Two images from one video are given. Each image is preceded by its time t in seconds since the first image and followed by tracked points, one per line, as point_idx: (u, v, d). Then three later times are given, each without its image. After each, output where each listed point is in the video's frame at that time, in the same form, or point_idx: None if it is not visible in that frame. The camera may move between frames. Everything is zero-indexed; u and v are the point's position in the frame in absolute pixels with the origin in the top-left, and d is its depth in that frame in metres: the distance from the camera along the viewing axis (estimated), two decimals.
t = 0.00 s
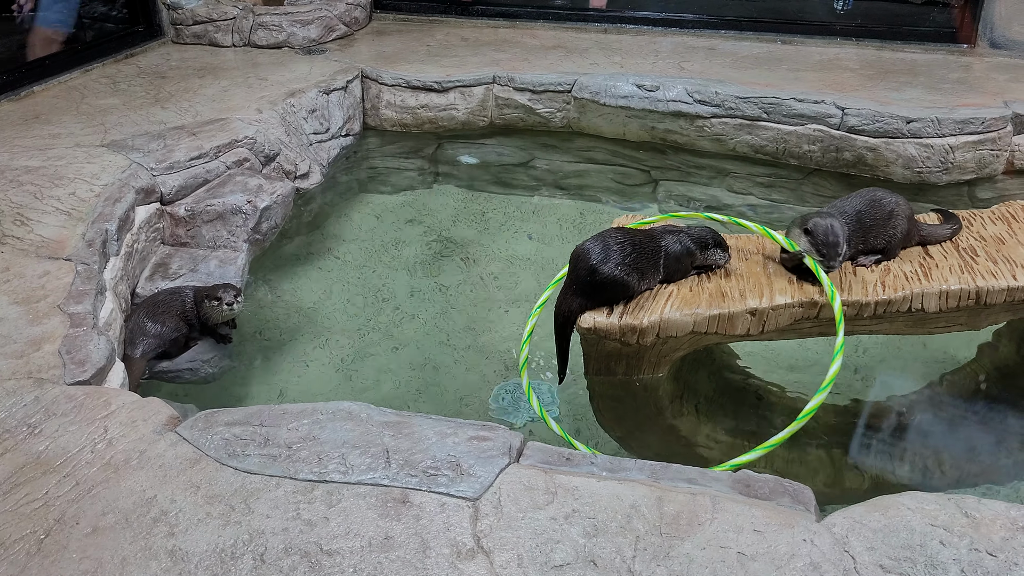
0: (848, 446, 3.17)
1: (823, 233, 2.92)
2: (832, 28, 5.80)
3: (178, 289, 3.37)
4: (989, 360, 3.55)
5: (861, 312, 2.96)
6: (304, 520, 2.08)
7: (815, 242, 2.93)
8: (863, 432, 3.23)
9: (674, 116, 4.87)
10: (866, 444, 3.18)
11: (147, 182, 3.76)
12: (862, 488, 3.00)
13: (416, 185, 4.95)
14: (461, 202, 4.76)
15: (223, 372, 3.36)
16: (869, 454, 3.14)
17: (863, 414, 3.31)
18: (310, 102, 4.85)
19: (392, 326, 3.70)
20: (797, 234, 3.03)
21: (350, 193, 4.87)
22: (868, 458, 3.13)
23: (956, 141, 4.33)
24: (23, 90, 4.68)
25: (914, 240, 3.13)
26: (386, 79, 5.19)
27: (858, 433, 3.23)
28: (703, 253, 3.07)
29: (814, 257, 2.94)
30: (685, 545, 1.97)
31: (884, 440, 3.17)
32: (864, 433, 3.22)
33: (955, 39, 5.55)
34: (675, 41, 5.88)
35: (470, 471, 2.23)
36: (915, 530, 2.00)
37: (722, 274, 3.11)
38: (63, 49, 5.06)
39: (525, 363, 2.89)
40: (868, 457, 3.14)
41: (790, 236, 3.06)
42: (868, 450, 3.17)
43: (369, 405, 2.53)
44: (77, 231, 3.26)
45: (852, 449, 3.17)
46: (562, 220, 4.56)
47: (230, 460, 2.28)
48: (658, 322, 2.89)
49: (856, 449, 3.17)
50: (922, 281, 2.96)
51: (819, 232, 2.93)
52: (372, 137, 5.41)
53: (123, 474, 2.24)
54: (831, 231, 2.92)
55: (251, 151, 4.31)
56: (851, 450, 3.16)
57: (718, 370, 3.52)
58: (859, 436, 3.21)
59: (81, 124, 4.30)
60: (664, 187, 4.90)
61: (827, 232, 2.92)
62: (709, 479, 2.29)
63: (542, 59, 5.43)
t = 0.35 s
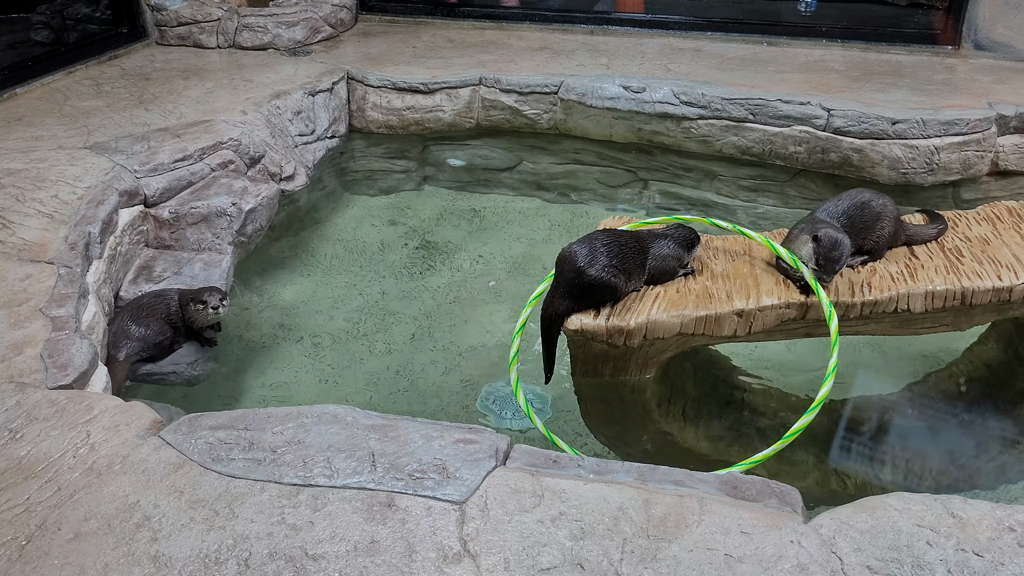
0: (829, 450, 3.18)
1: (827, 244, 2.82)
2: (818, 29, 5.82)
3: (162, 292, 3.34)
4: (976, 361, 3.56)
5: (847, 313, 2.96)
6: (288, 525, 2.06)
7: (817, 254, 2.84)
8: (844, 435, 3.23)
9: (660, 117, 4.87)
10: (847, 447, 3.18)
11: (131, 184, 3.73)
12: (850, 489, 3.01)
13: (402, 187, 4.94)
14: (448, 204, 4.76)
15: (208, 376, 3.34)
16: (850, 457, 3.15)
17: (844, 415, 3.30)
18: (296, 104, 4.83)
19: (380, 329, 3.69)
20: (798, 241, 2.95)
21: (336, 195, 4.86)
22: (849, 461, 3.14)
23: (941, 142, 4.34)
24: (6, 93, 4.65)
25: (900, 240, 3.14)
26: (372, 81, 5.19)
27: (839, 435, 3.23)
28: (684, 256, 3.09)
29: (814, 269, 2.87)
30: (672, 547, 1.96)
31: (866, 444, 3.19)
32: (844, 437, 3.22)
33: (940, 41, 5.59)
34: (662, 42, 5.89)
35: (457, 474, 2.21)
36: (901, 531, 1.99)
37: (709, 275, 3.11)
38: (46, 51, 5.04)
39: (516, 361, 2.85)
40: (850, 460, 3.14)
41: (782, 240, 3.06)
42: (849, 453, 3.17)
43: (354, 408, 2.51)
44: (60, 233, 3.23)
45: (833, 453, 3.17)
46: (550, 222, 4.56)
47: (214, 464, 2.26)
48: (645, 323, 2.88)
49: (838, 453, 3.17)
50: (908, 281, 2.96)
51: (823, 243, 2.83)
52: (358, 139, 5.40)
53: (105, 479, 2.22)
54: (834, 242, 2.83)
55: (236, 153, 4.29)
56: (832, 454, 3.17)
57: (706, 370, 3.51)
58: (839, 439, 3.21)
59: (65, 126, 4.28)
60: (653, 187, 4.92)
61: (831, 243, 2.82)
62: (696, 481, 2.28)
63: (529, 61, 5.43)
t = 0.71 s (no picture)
0: (811, 449, 3.19)
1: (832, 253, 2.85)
2: (802, 31, 5.84)
3: (147, 294, 3.33)
4: (960, 359, 3.58)
5: (832, 313, 2.97)
6: (273, 528, 2.05)
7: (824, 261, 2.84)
8: (826, 435, 3.25)
9: (646, 118, 4.88)
10: (829, 447, 3.20)
11: (115, 187, 3.72)
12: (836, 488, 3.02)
13: (389, 189, 4.94)
14: (434, 206, 4.76)
15: (194, 379, 3.34)
16: (832, 458, 3.17)
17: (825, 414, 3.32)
18: (281, 106, 4.82)
19: (365, 331, 3.69)
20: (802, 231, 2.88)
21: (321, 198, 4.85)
22: (831, 461, 3.16)
23: (924, 143, 4.37)
24: None
25: (884, 240, 3.14)
26: (358, 83, 5.18)
27: (819, 436, 3.24)
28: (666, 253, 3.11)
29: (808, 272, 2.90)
30: (657, 547, 1.96)
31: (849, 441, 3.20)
32: (826, 436, 3.23)
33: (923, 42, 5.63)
34: (647, 44, 5.90)
35: (443, 476, 2.20)
36: (885, 529, 2.00)
37: (694, 276, 3.11)
38: (29, 54, 5.03)
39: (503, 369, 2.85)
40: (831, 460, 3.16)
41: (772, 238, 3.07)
42: (830, 453, 3.19)
43: (339, 410, 2.50)
44: (43, 237, 3.22)
45: (815, 453, 3.18)
46: (537, 223, 4.57)
47: (198, 468, 2.24)
48: (630, 325, 2.89)
49: (819, 452, 3.19)
50: (892, 281, 2.97)
51: (831, 252, 2.84)
52: (344, 141, 5.39)
53: (89, 483, 2.21)
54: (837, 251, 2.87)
55: (221, 155, 4.28)
56: (814, 454, 3.18)
57: (692, 371, 3.52)
58: (821, 439, 3.23)
59: (48, 129, 4.26)
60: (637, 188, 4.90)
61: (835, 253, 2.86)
62: (681, 481, 2.28)
63: (515, 62, 5.43)
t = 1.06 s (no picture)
0: (790, 446, 3.18)
1: (780, 242, 2.88)
2: (786, 31, 5.86)
3: (130, 297, 3.33)
4: (946, 358, 3.60)
5: (817, 312, 2.97)
6: (258, 530, 2.04)
7: (768, 249, 2.90)
8: (806, 432, 3.24)
9: (631, 119, 4.89)
10: (808, 445, 3.20)
11: (98, 189, 3.71)
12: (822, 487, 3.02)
13: (374, 191, 4.95)
14: (420, 208, 4.76)
15: (179, 381, 3.34)
16: (811, 455, 3.17)
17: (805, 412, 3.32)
18: (265, 107, 4.81)
19: (352, 333, 3.68)
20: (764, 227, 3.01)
21: (307, 200, 4.85)
22: (810, 458, 3.16)
23: (908, 143, 4.39)
24: None
25: (869, 240, 3.15)
26: (343, 84, 5.17)
27: (802, 431, 3.24)
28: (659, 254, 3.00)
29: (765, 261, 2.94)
30: (642, 547, 1.96)
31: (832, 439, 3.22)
32: (805, 433, 3.23)
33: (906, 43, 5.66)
34: (632, 45, 5.91)
35: (427, 477, 2.19)
36: (869, 527, 2.00)
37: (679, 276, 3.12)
38: (12, 56, 5.01)
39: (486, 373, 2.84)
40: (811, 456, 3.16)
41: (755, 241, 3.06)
42: (809, 450, 3.20)
43: (325, 412, 2.49)
44: (25, 239, 3.21)
45: (795, 450, 3.17)
46: (524, 224, 4.58)
47: (182, 471, 2.23)
48: (616, 325, 2.89)
49: (799, 450, 3.18)
50: (876, 280, 2.98)
51: (777, 242, 2.88)
52: (329, 143, 5.38)
53: (71, 487, 2.19)
54: (788, 244, 2.89)
55: (205, 157, 4.27)
56: (793, 450, 3.17)
57: (676, 371, 3.52)
58: (802, 436, 3.22)
59: (30, 131, 4.24)
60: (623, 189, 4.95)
61: (784, 245, 2.88)
62: (666, 481, 2.28)
63: (500, 63, 5.44)
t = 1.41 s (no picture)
0: (784, 441, 3.24)
1: (765, 246, 2.90)
2: (776, 33, 5.89)
3: (121, 299, 3.34)
4: (936, 357, 3.62)
5: (806, 312, 2.99)
6: (250, 532, 2.04)
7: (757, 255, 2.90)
8: (799, 426, 3.30)
9: (622, 120, 4.90)
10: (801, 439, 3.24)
11: (88, 190, 3.70)
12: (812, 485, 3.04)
13: (365, 193, 4.95)
14: (411, 209, 4.77)
15: (170, 384, 3.34)
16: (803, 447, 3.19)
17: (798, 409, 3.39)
18: (256, 109, 4.81)
19: (343, 335, 3.68)
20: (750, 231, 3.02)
21: (298, 202, 4.85)
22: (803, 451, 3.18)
23: (897, 143, 4.42)
24: None
25: (859, 240, 3.17)
26: (334, 86, 5.16)
27: (793, 428, 3.30)
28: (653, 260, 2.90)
29: (764, 266, 2.90)
30: (634, 546, 1.97)
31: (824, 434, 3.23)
32: (799, 428, 3.29)
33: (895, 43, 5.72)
34: (622, 46, 5.93)
35: (419, 478, 2.20)
36: (859, 526, 2.02)
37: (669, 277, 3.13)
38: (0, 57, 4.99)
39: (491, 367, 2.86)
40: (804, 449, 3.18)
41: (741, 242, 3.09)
42: (803, 443, 3.22)
43: (316, 414, 2.49)
44: (15, 241, 3.20)
45: (787, 443, 3.23)
46: (515, 226, 4.58)
47: (174, 472, 2.23)
48: (607, 325, 2.90)
49: (792, 443, 3.23)
50: (865, 280, 3.00)
51: (763, 245, 2.90)
52: (320, 144, 5.38)
53: (62, 489, 2.19)
54: (774, 247, 2.91)
55: (196, 158, 4.27)
56: (785, 444, 3.22)
57: (667, 372, 3.51)
58: (794, 431, 3.28)
59: (20, 133, 4.23)
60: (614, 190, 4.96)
61: (769, 248, 2.90)
62: (659, 480, 2.29)
63: (491, 65, 5.45)
